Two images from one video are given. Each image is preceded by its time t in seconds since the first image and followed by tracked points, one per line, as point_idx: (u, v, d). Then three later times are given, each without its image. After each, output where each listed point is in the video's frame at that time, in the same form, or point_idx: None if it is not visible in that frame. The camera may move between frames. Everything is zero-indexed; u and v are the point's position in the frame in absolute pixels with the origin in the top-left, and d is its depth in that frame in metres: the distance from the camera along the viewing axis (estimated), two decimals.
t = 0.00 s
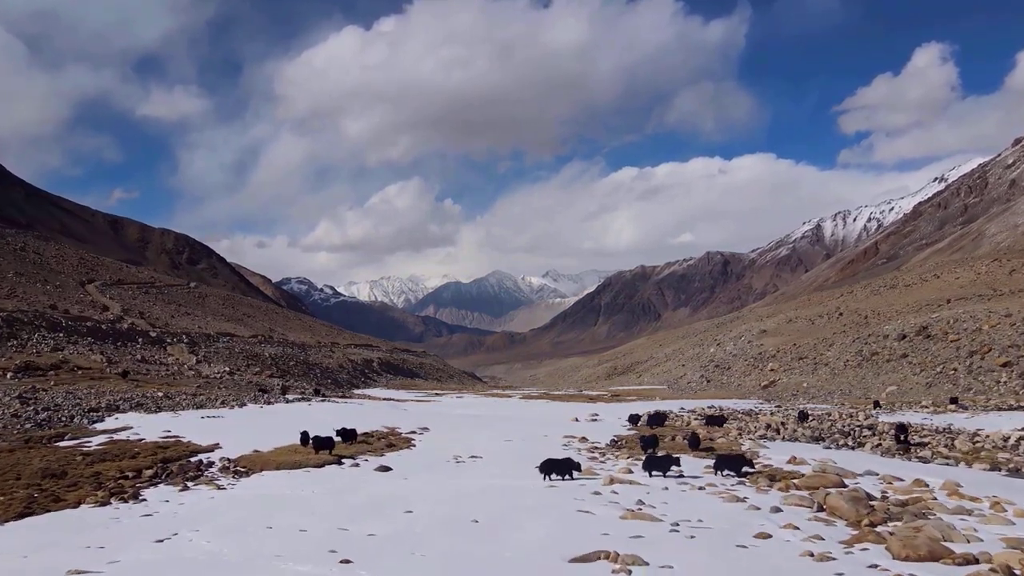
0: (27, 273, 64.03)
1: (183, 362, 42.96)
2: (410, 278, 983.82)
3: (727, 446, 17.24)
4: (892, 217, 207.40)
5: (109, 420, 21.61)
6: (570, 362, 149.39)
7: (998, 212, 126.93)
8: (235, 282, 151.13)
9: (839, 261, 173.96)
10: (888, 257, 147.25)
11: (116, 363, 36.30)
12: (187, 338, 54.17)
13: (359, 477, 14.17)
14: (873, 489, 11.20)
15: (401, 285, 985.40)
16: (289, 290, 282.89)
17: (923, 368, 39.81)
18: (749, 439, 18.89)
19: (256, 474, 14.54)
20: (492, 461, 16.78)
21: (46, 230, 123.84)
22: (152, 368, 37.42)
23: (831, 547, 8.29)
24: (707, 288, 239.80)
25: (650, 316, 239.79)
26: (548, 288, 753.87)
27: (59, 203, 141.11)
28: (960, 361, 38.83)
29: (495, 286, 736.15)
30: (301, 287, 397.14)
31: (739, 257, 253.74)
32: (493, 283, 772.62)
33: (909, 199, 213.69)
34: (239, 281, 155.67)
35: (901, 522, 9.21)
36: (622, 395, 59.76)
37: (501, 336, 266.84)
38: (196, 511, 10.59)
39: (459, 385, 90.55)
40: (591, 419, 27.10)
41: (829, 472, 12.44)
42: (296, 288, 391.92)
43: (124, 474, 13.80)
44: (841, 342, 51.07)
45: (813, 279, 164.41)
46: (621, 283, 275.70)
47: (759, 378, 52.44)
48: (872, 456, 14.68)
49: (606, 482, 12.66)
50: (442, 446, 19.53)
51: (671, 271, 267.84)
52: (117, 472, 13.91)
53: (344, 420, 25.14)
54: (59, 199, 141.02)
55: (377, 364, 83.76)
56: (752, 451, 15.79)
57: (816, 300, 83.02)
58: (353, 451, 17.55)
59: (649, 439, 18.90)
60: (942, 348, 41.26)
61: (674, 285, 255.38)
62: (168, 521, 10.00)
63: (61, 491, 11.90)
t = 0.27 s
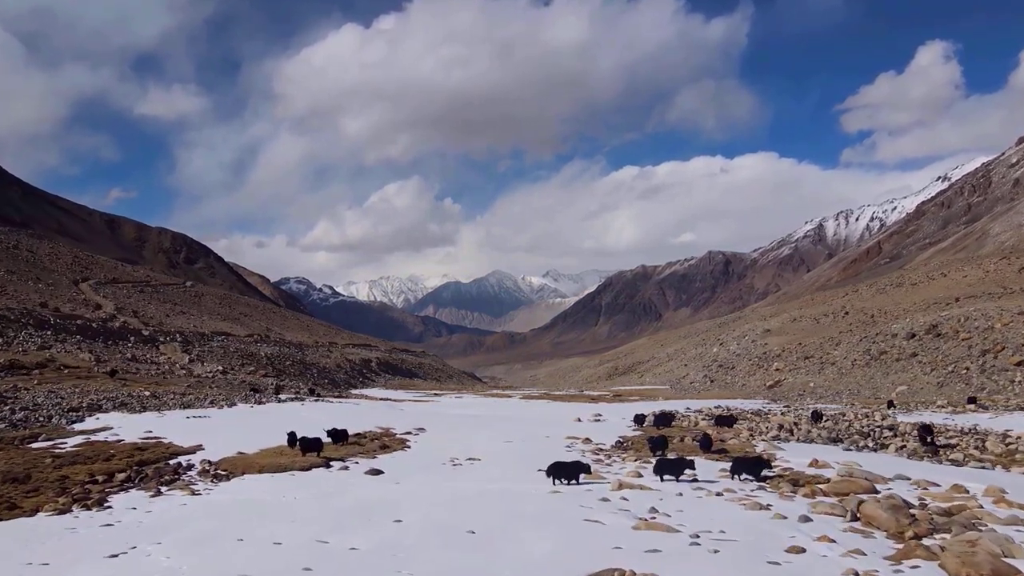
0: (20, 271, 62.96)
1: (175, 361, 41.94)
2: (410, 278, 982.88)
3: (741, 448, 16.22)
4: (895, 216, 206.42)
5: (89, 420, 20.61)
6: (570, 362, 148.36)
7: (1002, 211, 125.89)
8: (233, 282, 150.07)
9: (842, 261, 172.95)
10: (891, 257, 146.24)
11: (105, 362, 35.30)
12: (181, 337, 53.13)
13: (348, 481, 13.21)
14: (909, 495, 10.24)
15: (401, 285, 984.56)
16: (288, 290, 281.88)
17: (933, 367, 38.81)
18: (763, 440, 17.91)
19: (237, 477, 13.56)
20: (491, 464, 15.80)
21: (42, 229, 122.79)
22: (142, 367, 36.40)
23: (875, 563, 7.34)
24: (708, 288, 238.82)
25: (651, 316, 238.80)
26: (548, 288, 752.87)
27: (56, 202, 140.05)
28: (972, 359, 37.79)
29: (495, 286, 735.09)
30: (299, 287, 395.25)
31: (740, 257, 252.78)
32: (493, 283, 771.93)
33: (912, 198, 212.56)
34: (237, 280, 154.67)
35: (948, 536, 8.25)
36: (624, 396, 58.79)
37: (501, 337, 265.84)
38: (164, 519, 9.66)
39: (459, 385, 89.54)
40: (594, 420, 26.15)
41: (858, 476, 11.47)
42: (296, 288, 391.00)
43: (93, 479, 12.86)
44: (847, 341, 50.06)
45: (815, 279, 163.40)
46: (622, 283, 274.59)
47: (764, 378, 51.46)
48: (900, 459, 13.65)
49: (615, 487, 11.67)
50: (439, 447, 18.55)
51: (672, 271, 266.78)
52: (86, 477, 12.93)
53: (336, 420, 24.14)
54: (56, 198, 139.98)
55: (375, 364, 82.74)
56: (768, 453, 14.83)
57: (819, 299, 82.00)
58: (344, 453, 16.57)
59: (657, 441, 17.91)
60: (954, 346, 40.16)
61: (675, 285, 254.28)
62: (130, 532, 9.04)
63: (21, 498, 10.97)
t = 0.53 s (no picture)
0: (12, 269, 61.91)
1: (166, 360, 40.94)
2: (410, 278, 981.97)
3: (757, 451, 15.20)
4: (897, 216, 205.40)
5: (67, 420, 19.60)
6: (571, 363, 147.35)
7: (1007, 210, 124.82)
8: (231, 282, 149.06)
9: (844, 261, 171.99)
10: (894, 256, 145.33)
11: (93, 361, 34.30)
12: (174, 336, 52.13)
13: (336, 486, 12.22)
14: (955, 504, 9.24)
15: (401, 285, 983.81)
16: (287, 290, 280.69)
17: (945, 367, 37.80)
18: (778, 443, 16.87)
19: (216, 481, 12.54)
20: (490, 467, 14.79)
21: (38, 228, 121.78)
22: (131, 366, 35.41)
23: None
24: (710, 288, 237.83)
25: (652, 316, 237.88)
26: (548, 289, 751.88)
27: (52, 201, 139.05)
28: (985, 358, 36.77)
29: (495, 287, 734.15)
30: (298, 287, 393.87)
31: (742, 257, 251.79)
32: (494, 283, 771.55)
33: (915, 198, 211.50)
34: (235, 280, 153.74)
35: (1010, 553, 7.28)
36: (626, 396, 57.82)
37: (501, 337, 264.93)
38: (125, 533, 8.64)
39: (458, 386, 88.54)
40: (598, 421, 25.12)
41: (891, 482, 10.50)
42: (295, 288, 390.11)
43: (57, 484, 11.84)
44: (854, 340, 49.04)
45: (818, 279, 162.46)
46: (623, 283, 273.49)
47: (769, 379, 50.48)
48: (932, 464, 12.63)
49: (626, 493, 10.68)
50: (435, 449, 17.53)
51: (673, 271, 265.78)
52: (50, 482, 11.92)
53: (328, 420, 23.12)
54: (52, 197, 139.00)
55: (373, 364, 81.71)
56: (788, 457, 13.83)
57: (824, 298, 80.94)
58: (333, 456, 15.54)
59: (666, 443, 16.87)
60: (965, 345, 39.14)
61: (676, 285, 253.31)
62: (85, 547, 8.08)
63: None
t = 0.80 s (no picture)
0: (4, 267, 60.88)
1: (157, 359, 39.92)
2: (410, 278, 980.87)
3: (775, 455, 14.21)
4: (901, 216, 204.52)
5: (42, 422, 18.57)
6: (571, 363, 146.35)
7: (1012, 209, 123.86)
8: (228, 282, 148.05)
9: (847, 260, 171.07)
10: (897, 256, 144.33)
11: (80, 360, 33.31)
12: (167, 335, 51.12)
13: (321, 493, 11.21)
14: (1010, 518, 8.31)
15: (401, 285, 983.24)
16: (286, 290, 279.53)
17: (957, 367, 36.83)
18: (795, 445, 15.95)
19: (190, 487, 11.46)
20: (489, 473, 13.81)
21: (34, 227, 120.66)
22: (120, 366, 34.41)
23: None
24: (712, 288, 236.89)
25: (653, 316, 236.94)
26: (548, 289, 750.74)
27: (49, 200, 137.97)
28: (998, 358, 35.80)
29: (495, 287, 733.23)
30: (297, 287, 392.74)
31: (744, 257, 250.87)
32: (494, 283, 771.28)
33: (918, 197, 210.55)
34: (233, 280, 152.74)
35: None
36: (628, 396, 56.87)
37: (501, 337, 263.95)
38: (74, 551, 7.65)
39: (457, 386, 87.57)
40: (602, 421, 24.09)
41: (930, 490, 9.56)
42: (294, 288, 389.14)
43: (16, 492, 10.81)
44: (863, 340, 48.07)
45: (820, 278, 161.53)
46: (623, 283, 272.39)
47: (775, 379, 49.62)
48: (969, 469, 11.67)
49: (639, 502, 9.69)
50: (430, 452, 16.55)
51: (674, 270, 264.86)
52: (8, 490, 10.88)
53: (320, 422, 22.11)
54: (49, 196, 137.99)
55: (371, 364, 80.73)
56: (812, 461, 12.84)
57: (829, 298, 79.99)
58: (323, 459, 14.56)
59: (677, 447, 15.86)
60: (978, 344, 38.15)
61: (677, 285, 252.32)
62: (25, 570, 7.10)
63: None
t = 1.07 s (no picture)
0: None
1: (148, 359, 38.97)
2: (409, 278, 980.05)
3: (796, 461, 13.21)
4: (903, 215, 203.67)
5: (16, 424, 17.58)
6: (573, 363, 145.45)
7: (1017, 208, 122.91)
8: (227, 281, 147.19)
9: (850, 260, 170.16)
10: (900, 256, 143.38)
11: (67, 360, 32.35)
12: (161, 334, 50.17)
13: (307, 502, 10.27)
14: None
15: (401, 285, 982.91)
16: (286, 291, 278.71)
17: (970, 366, 35.88)
18: (814, 449, 15.02)
19: (160, 496, 10.47)
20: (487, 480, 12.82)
21: (31, 227, 119.71)
22: (109, 365, 33.46)
23: None
24: (713, 287, 236.08)
25: (654, 316, 236.05)
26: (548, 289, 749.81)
27: (46, 199, 137.07)
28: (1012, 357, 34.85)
29: (496, 287, 732.54)
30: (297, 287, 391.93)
31: (746, 257, 250.08)
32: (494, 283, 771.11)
33: (921, 197, 209.69)
34: (231, 280, 151.80)
35: None
36: (631, 397, 55.97)
37: (501, 337, 263.08)
38: None
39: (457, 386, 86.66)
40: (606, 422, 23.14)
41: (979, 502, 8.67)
42: (293, 288, 388.42)
43: None
44: (870, 340, 47.16)
45: (823, 278, 160.63)
46: (624, 283, 271.45)
47: (780, 379, 48.76)
48: (1012, 477, 10.70)
49: (654, 514, 8.74)
50: (427, 456, 15.61)
51: (676, 270, 264.00)
52: None
53: (312, 423, 21.13)
54: (45, 195, 136.97)
55: (369, 364, 79.80)
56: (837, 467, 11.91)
57: (834, 297, 79.05)
58: (311, 464, 13.62)
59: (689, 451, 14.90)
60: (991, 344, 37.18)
61: (679, 284, 251.41)
62: None
63: None
